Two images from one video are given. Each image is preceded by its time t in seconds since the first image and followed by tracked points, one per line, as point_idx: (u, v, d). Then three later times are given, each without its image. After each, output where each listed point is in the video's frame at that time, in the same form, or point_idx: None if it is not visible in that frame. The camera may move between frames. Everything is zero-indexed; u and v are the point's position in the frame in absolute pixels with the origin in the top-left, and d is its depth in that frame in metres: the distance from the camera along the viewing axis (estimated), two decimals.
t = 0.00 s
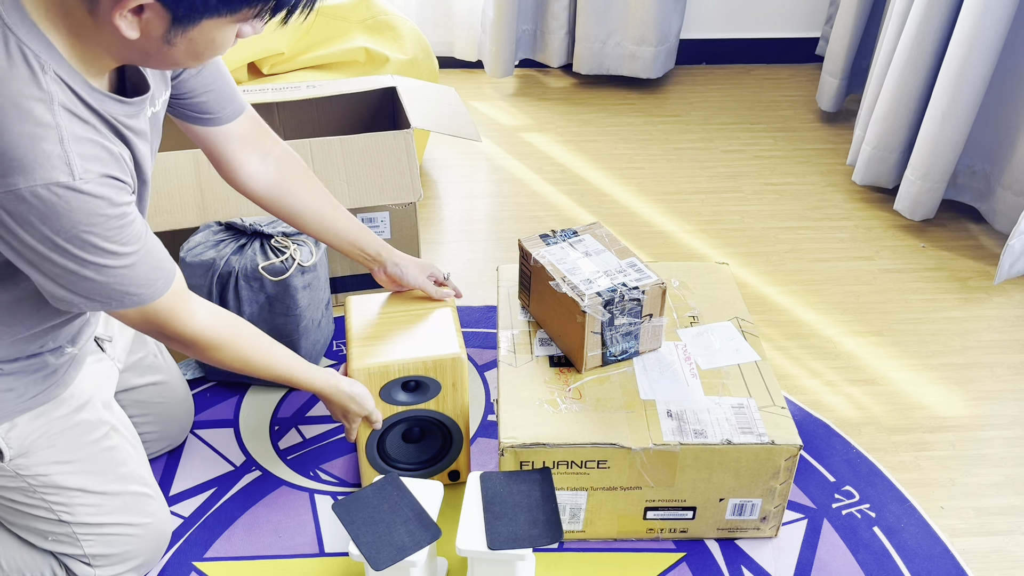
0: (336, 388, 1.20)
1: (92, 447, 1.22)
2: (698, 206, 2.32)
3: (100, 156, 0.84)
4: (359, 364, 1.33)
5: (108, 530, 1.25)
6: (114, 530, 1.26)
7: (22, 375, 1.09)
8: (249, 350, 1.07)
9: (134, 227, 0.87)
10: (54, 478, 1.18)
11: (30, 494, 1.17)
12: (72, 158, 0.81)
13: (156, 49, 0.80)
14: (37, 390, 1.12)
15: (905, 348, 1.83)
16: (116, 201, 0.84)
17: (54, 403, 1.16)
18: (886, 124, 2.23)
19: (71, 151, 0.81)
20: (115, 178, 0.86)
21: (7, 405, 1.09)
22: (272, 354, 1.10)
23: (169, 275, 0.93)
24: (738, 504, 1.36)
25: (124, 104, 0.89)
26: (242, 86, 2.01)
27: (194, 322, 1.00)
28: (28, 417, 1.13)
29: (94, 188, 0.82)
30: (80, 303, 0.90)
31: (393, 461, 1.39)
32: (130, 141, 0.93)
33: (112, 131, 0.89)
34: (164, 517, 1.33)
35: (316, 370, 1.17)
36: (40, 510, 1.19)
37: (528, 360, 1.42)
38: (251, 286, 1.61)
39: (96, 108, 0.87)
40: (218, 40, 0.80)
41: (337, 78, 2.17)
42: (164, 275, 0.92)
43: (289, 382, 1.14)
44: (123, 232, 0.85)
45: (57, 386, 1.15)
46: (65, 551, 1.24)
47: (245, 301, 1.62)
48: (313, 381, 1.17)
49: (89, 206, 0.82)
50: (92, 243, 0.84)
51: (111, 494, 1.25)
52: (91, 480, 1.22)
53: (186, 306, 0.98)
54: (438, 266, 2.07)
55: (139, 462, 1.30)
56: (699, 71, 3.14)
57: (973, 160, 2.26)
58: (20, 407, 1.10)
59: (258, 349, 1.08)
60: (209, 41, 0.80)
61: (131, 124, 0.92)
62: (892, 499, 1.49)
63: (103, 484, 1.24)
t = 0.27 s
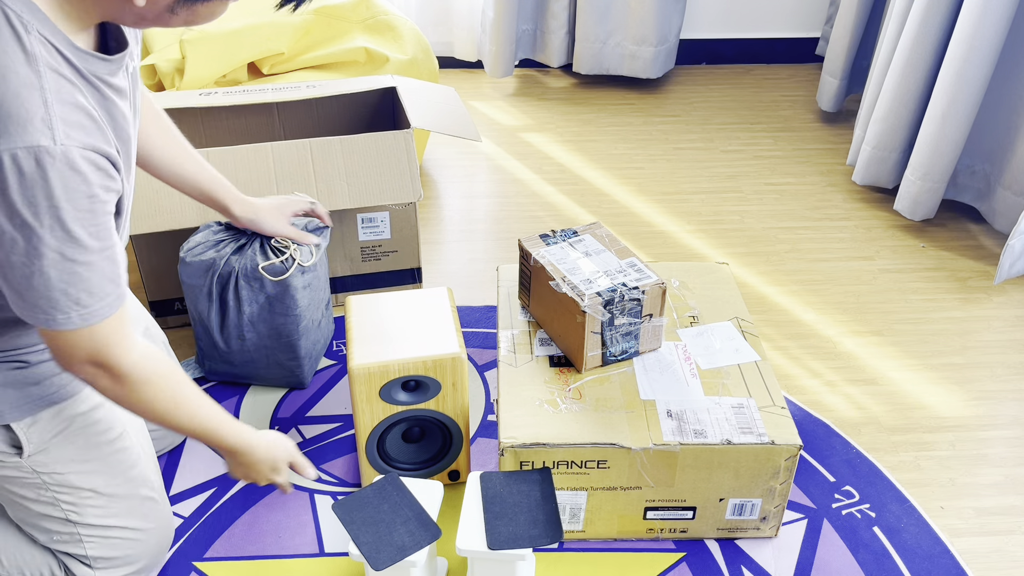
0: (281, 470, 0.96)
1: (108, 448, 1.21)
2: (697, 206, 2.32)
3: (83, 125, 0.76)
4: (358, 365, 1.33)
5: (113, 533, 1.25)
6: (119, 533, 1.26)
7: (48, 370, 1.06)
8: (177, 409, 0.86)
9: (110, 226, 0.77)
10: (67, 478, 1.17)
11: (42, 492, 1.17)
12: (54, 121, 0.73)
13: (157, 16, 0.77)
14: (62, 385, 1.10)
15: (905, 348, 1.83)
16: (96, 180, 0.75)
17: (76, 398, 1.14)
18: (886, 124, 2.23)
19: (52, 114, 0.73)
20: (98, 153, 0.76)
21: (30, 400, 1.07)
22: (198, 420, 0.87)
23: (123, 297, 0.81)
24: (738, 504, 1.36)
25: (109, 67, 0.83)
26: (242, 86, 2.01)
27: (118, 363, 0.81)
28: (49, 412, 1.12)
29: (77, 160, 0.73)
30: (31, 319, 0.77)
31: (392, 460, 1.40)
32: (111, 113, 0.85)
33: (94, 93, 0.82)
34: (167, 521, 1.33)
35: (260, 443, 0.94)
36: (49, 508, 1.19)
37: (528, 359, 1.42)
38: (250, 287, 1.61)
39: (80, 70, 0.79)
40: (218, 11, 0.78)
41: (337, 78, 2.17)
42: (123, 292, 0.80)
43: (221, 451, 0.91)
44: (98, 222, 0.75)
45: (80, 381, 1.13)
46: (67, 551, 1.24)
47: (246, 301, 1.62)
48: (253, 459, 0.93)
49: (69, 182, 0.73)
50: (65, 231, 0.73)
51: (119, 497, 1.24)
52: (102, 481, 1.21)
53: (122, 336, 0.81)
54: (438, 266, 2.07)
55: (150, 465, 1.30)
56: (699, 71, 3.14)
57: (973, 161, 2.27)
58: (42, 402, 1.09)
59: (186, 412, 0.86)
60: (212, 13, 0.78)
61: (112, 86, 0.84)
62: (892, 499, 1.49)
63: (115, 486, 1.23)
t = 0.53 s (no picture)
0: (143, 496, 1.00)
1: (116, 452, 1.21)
2: (698, 206, 2.32)
3: (40, 72, 0.78)
4: (358, 364, 1.33)
5: (117, 537, 1.25)
6: (122, 538, 1.26)
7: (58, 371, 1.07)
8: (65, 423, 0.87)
9: (50, 192, 0.78)
10: (76, 482, 1.17)
11: (50, 497, 1.17)
12: (11, 61, 0.75)
13: None
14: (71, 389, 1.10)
15: (905, 348, 1.83)
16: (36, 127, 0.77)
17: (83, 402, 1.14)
18: (886, 123, 2.23)
19: (11, 53, 0.76)
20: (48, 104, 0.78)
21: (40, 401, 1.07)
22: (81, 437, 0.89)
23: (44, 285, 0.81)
24: (738, 504, 1.36)
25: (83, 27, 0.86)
26: (242, 87, 2.01)
27: (5, 366, 0.79)
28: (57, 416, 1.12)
29: (22, 104, 0.75)
30: None
31: (392, 459, 1.40)
32: (87, 79, 0.88)
33: (68, 50, 0.85)
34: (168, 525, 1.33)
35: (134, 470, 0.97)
36: (56, 513, 1.19)
37: (528, 359, 1.42)
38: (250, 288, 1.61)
39: (53, 23, 0.83)
40: None
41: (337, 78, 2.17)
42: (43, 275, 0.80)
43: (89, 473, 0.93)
44: (33, 177, 0.76)
45: (88, 385, 1.13)
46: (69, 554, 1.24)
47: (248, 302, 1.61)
48: (123, 479, 0.96)
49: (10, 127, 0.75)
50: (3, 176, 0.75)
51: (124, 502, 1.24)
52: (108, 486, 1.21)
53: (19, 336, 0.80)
54: (438, 266, 2.07)
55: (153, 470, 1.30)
56: (699, 71, 3.14)
57: (973, 160, 2.27)
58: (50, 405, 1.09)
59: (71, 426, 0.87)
60: None
61: (92, 51, 0.88)
62: (892, 499, 1.49)
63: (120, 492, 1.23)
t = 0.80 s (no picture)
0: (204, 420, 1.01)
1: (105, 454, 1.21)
2: (698, 206, 2.32)
3: None
4: (358, 363, 1.33)
5: (109, 538, 1.24)
6: (114, 538, 1.25)
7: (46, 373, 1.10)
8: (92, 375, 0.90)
9: (9, 185, 0.81)
10: (64, 485, 1.17)
11: (38, 497, 1.16)
12: None
13: None
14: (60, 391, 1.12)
15: (905, 348, 1.83)
16: None
17: (71, 407, 1.16)
18: (886, 124, 2.23)
19: None
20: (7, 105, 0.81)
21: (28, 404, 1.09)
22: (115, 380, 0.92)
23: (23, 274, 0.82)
24: (738, 504, 1.36)
25: (48, 27, 0.88)
26: (242, 86, 2.01)
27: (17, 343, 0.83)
28: (46, 420, 1.13)
29: None
30: None
31: (392, 458, 1.40)
32: (52, 77, 0.90)
33: (32, 51, 0.87)
34: (166, 526, 1.31)
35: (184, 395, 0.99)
36: (46, 514, 1.19)
37: (528, 359, 1.42)
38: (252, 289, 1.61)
39: (12, 24, 0.85)
40: None
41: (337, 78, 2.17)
42: (21, 267, 0.81)
43: (140, 414, 0.96)
44: None
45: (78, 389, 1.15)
46: (64, 555, 1.24)
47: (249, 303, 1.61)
48: (175, 411, 0.98)
49: None
50: None
51: (115, 503, 1.24)
52: (97, 489, 1.21)
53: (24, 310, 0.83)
54: (439, 266, 2.07)
55: (146, 472, 1.30)
56: (699, 71, 3.14)
57: (973, 160, 2.27)
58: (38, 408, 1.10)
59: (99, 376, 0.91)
60: None
61: (57, 50, 0.90)
62: (892, 499, 1.49)
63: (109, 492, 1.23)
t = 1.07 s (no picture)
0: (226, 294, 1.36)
1: (101, 452, 1.20)
2: (698, 207, 2.32)
3: (22, 63, 0.88)
4: (357, 362, 1.33)
5: (107, 536, 1.24)
6: (112, 537, 1.25)
7: (38, 370, 1.12)
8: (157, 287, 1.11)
9: (60, 161, 0.90)
10: (61, 483, 1.17)
11: (36, 497, 1.17)
12: None
13: None
14: (52, 388, 1.14)
15: (905, 348, 1.83)
16: (39, 115, 0.88)
17: (68, 404, 1.16)
18: (886, 124, 2.23)
19: None
20: (40, 95, 0.89)
21: (23, 401, 1.11)
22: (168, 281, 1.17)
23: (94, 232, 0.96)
24: (738, 504, 1.36)
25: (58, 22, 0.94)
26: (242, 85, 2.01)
27: (121, 291, 1.03)
28: (43, 417, 1.14)
29: (15, 92, 0.86)
30: None
31: (392, 459, 1.40)
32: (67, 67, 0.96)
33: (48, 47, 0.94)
34: (164, 525, 1.31)
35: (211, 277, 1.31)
36: (44, 513, 1.19)
37: (528, 359, 1.42)
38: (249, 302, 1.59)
39: (21, 20, 0.91)
40: None
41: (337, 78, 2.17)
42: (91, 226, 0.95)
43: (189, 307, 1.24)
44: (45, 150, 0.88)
45: (72, 386, 1.16)
46: (64, 555, 1.24)
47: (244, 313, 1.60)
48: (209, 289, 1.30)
49: (15, 114, 0.86)
50: (14, 155, 0.86)
51: (112, 501, 1.23)
52: (95, 486, 1.21)
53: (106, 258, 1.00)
54: (439, 266, 2.07)
55: (145, 469, 1.28)
56: (699, 71, 3.14)
57: (973, 160, 2.27)
58: (33, 406, 1.12)
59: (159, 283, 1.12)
60: None
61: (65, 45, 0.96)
62: (892, 499, 1.49)
63: (106, 490, 1.22)
